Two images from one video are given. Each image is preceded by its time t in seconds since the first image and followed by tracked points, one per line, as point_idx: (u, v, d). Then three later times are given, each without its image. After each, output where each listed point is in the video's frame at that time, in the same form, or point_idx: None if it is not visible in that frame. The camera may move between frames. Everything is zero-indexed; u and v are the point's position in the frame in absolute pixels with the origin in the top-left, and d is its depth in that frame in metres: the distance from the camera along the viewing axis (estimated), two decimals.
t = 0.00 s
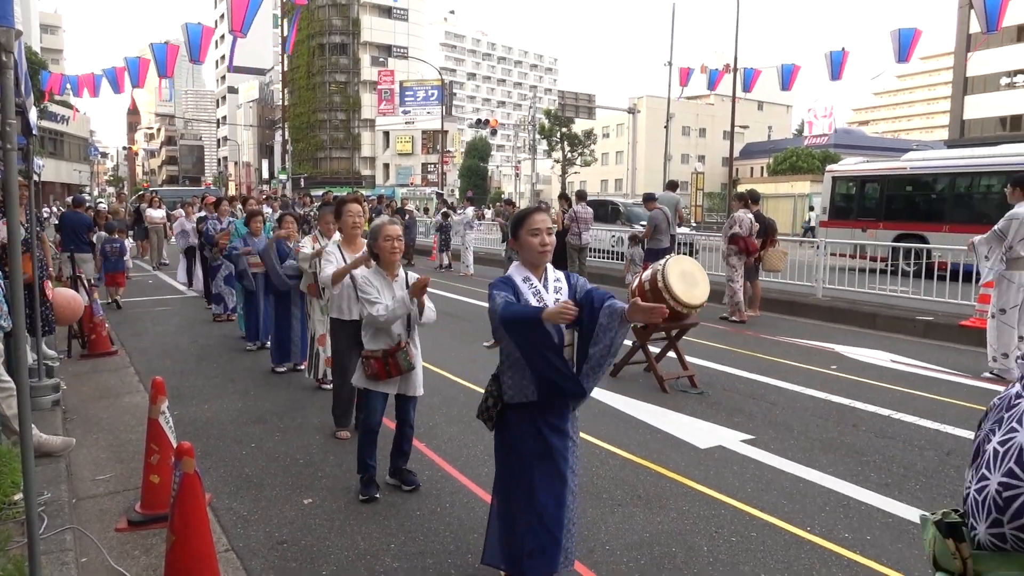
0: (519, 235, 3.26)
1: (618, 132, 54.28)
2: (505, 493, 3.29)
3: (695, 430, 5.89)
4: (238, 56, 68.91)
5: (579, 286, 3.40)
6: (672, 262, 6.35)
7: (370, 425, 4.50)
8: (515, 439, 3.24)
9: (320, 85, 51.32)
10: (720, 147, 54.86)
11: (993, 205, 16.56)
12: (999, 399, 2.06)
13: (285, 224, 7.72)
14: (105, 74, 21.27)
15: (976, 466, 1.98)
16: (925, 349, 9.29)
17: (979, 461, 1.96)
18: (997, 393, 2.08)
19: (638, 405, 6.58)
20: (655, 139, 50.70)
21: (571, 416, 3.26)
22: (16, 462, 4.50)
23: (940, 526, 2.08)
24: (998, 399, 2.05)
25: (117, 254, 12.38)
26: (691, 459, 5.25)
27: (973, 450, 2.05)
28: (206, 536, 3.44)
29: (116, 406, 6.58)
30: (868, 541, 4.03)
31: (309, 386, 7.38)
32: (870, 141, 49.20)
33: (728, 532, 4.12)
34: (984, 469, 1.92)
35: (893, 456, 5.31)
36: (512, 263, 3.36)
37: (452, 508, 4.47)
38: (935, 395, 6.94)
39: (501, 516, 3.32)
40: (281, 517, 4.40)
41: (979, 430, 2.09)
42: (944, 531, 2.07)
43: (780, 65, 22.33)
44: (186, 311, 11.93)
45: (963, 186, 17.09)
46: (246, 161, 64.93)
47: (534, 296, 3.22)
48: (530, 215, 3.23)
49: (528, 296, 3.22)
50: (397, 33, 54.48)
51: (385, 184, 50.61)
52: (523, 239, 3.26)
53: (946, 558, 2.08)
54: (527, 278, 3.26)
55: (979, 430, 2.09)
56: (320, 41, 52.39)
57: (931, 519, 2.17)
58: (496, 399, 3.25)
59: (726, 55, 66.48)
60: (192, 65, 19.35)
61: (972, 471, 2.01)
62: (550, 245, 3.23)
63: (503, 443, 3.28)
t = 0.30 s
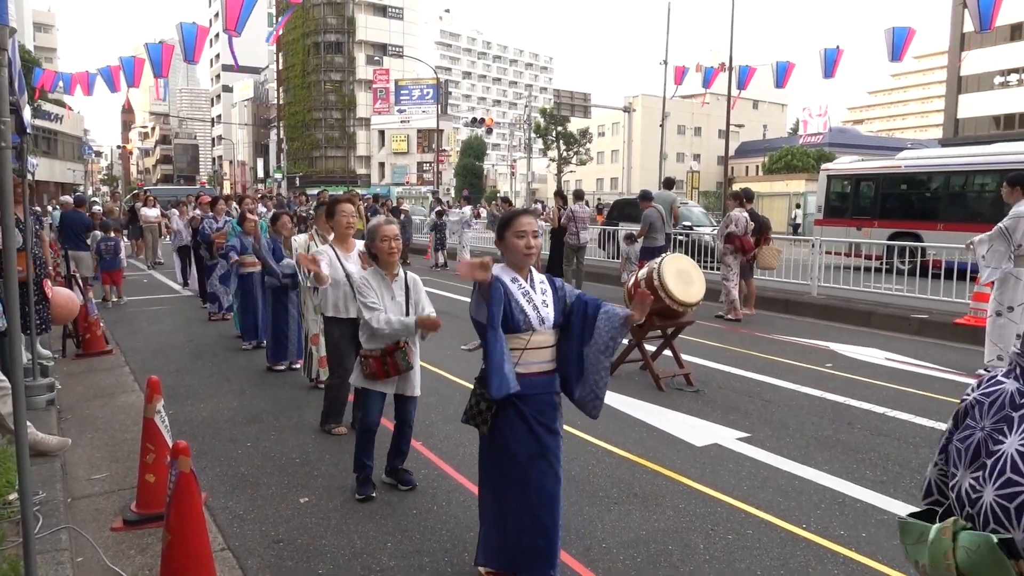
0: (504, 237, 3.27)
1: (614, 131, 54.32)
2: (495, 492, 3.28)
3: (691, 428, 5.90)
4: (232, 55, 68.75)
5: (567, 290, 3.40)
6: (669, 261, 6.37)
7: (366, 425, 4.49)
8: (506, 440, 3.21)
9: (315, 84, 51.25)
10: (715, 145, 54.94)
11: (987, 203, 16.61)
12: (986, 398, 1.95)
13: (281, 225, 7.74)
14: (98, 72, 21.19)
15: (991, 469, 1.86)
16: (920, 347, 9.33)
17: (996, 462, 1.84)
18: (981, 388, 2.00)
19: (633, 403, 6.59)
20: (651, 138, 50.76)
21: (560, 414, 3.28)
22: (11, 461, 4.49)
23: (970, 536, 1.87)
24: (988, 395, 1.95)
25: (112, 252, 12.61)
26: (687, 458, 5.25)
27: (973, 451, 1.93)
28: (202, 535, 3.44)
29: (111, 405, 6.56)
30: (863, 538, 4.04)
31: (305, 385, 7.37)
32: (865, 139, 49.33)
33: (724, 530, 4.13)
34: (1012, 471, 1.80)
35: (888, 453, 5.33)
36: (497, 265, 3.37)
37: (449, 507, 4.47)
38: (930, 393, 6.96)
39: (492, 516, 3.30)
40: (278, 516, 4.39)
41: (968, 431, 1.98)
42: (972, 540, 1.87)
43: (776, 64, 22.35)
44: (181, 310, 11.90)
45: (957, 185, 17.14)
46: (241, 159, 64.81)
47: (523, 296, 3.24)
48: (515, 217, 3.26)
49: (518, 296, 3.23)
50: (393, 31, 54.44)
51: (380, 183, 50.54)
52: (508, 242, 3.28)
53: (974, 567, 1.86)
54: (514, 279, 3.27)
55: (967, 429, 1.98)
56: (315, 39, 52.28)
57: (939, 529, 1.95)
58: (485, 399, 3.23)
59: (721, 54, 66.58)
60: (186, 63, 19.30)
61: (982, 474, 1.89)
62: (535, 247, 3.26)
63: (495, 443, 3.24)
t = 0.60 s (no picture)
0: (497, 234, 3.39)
1: (612, 130, 54.31)
2: (492, 491, 3.37)
3: (690, 426, 5.90)
4: (230, 53, 68.64)
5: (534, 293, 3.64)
6: (668, 259, 6.36)
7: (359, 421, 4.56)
8: (504, 437, 3.31)
9: (314, 83, 51.23)
10: (714, 144, 54.95)
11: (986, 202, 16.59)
12: (985, 390, 1.77)
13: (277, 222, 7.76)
14: (97, 71, 21.18)
15: (1013, 469, 1.68)
16: (918, 345, 9.33)
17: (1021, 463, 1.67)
18: (974, 380, 1.82)
19: (632, 400, 6.61)
20: (649, 137, 50.76)
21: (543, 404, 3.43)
22: (9, 459, 4.49)
23: (1012, 542, 1.64)
24: (987, 387, 1.77)
25: (115, 250, 12.56)
26: (687, 455, 5.25)
27: (981, 449, 1.74)
28: (201, 533, 3.43)
29: (109, 404, 6.55)
30: (863, 536, 4.04)
31: (304, 383, 7.36)
32: (863, 138, 49.36)
33: (724, 528, 4.13)
34: None
35: (887, 451, 5.33)
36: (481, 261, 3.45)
37: (449, 505, 4.46)
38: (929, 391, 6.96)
39: (489, 514, 3.40)
40: (277, 514, 4.39)
41: (967, 427, 1.78)
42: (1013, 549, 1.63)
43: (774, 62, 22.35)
44: (180, 308, 11.88)
45: (956, 184, 17.15)
46: (239, 158, 64.74)
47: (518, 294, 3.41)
48: (506, 216, 3.39)
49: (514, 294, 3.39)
50: (391, 30, 54.42)
51: (378, 182, 50.50)
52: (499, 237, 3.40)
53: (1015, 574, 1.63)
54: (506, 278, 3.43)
55: (967, 426, 1.78)
56: (313, 37, 52.23)
57: (969, 535, 1.68)
58: (482, 397, 3.31)
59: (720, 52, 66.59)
60: (185, 62, 19.29)
61: (1005, 476, 1.69)
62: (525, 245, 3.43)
63: (489, 442, 3.33)
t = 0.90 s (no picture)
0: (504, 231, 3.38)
1: (614, 127, 54.28)
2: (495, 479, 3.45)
3: (693, 422, 5.91)
4: (232, 51, 68.68)
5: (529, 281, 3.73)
6: (671, 257, 6.37)
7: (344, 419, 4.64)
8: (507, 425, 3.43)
9: (316, 80, 51.23)
10: (716, 141, 54.94)
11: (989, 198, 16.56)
12: (1002, 404, 1.62)
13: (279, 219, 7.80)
14: (99, 69, 21.21)
15: None
16: (922, 342, 9.31)
17: None
18: (987, 392, 1.66)
19: (635, 397, 6.60)
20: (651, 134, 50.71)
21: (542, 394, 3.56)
22: (13, 457, 4.50)
23: None
24: (1005, 401, 1.62)
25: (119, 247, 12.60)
26: (690, 453, 5.25)
27: (1007, 469, 1.60)
28: (206, 530, 3.43)
29: (114, 401, 6.56)
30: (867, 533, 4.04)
31: (307, 380, 7.37)
32: (866, 135, 49.25)
33: (728, 524, 4.13)
34: None
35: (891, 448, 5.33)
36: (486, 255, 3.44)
37: (453, 501, 4.47)
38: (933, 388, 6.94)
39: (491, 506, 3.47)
40: (281, 511, 4.39)
41: (986, 445, 1.64)
42: None
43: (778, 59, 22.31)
44: (183, 306, 11.89)
45: (959, 181, 17.12)
46: (242, 156, 64.80)
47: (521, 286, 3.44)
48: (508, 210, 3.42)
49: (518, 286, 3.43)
50: (393, 27, 54.39)
51: (381, 179, 50.53)
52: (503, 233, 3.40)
53: None
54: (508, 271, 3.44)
55: (987, 442, 1.63)
56: (315, 35, 52.21)
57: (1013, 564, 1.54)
58: (490, 388, 3.37)
59: (723, 50, 66.54)
60: (187, 59, 19.30)
61: None
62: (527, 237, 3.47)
63: (497, 432, 3.42)
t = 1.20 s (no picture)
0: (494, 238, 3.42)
1: (619, 128, 54.28)
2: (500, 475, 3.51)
3: (700, 425, 5.89)
4: (238, 54, 68.94)
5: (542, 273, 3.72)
6: (678, 258, 6.33)
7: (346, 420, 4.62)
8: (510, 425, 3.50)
9: (321, 83, 51.36)
10: (721, 142, 54.90)
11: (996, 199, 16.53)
12: (989, 403, 1.53)
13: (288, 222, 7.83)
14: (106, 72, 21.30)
15: None
16: (930, 343, 9.27)
17: None
18: (972, 391, 1.56)
19: (641, 399, 6.60)
20: (656, 135, 50.70)
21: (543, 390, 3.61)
22: (22, 459, 4.51)
23: None
24: (990, 400, 1.52)
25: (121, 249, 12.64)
26: (697, 455, 5.24)
27: (994, 468, 1.51)
28: (214, 533, 3.44)
29: (121, 404, 6.57)
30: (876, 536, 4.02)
31: (313, 382, 7.37)
32: (872, 135, 49.13)
33: (736, 527, 4.12)
34: None
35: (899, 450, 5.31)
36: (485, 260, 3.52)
37: (460, 504, 4.46)
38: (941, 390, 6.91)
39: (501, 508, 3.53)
40: (288, 514, 4.39)
41: (973, 444, 1.53)
42: None
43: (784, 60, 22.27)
44: (189, 308, 11.93)
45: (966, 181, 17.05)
46: (248, 158, 65.01)
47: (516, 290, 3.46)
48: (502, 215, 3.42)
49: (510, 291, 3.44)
50: (398, 29, 54.53)
51: (386, 181, 50.64)
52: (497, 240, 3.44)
53: None
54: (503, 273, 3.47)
55: (973, 442, 1.53)
56: (320, 38, 52.34)
57: (1002, 562, 1.41)
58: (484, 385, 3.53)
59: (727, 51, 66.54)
60: (194, 62, 19.38)
61: None
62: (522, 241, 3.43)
63: (496, 428, 3.50)
